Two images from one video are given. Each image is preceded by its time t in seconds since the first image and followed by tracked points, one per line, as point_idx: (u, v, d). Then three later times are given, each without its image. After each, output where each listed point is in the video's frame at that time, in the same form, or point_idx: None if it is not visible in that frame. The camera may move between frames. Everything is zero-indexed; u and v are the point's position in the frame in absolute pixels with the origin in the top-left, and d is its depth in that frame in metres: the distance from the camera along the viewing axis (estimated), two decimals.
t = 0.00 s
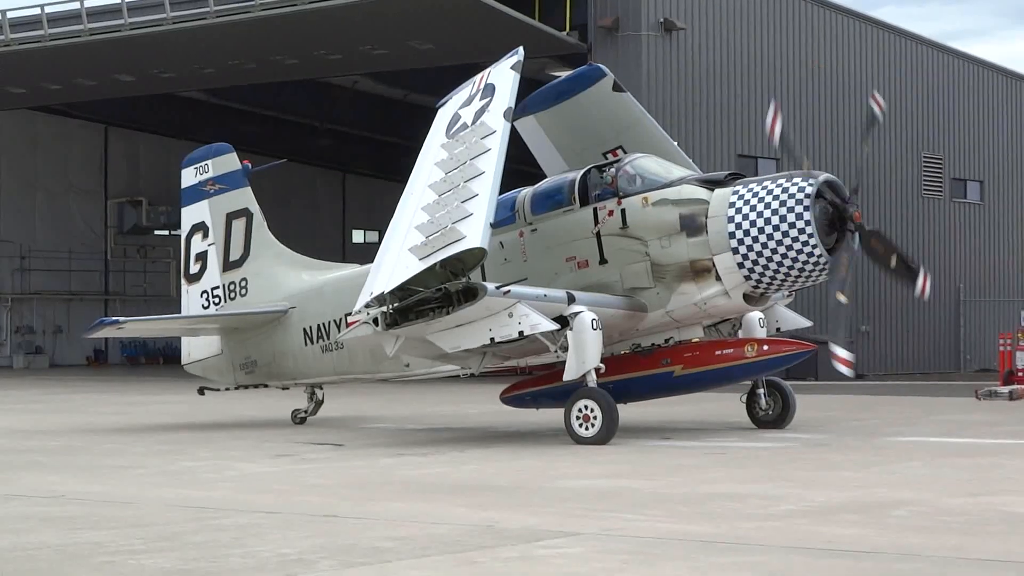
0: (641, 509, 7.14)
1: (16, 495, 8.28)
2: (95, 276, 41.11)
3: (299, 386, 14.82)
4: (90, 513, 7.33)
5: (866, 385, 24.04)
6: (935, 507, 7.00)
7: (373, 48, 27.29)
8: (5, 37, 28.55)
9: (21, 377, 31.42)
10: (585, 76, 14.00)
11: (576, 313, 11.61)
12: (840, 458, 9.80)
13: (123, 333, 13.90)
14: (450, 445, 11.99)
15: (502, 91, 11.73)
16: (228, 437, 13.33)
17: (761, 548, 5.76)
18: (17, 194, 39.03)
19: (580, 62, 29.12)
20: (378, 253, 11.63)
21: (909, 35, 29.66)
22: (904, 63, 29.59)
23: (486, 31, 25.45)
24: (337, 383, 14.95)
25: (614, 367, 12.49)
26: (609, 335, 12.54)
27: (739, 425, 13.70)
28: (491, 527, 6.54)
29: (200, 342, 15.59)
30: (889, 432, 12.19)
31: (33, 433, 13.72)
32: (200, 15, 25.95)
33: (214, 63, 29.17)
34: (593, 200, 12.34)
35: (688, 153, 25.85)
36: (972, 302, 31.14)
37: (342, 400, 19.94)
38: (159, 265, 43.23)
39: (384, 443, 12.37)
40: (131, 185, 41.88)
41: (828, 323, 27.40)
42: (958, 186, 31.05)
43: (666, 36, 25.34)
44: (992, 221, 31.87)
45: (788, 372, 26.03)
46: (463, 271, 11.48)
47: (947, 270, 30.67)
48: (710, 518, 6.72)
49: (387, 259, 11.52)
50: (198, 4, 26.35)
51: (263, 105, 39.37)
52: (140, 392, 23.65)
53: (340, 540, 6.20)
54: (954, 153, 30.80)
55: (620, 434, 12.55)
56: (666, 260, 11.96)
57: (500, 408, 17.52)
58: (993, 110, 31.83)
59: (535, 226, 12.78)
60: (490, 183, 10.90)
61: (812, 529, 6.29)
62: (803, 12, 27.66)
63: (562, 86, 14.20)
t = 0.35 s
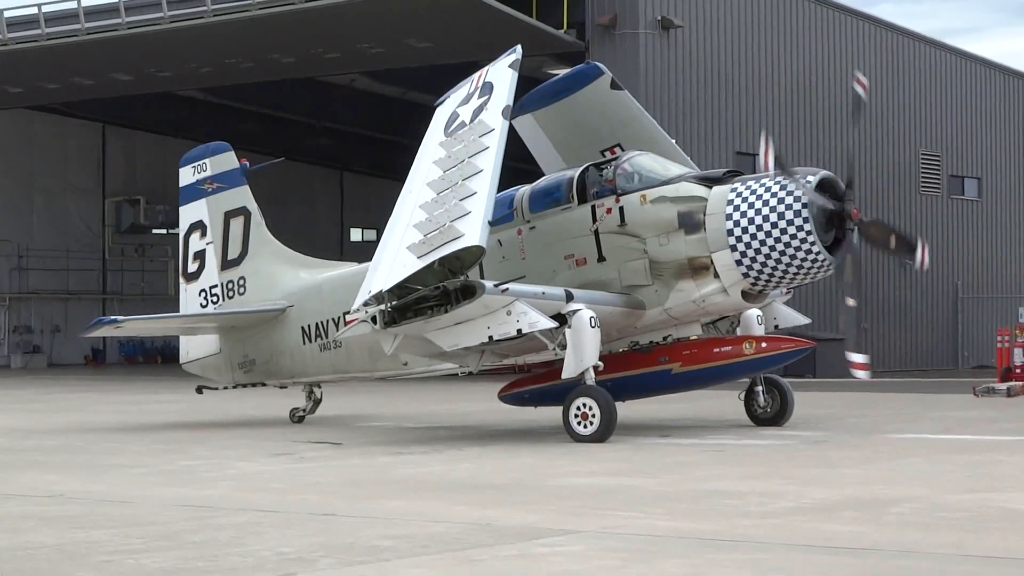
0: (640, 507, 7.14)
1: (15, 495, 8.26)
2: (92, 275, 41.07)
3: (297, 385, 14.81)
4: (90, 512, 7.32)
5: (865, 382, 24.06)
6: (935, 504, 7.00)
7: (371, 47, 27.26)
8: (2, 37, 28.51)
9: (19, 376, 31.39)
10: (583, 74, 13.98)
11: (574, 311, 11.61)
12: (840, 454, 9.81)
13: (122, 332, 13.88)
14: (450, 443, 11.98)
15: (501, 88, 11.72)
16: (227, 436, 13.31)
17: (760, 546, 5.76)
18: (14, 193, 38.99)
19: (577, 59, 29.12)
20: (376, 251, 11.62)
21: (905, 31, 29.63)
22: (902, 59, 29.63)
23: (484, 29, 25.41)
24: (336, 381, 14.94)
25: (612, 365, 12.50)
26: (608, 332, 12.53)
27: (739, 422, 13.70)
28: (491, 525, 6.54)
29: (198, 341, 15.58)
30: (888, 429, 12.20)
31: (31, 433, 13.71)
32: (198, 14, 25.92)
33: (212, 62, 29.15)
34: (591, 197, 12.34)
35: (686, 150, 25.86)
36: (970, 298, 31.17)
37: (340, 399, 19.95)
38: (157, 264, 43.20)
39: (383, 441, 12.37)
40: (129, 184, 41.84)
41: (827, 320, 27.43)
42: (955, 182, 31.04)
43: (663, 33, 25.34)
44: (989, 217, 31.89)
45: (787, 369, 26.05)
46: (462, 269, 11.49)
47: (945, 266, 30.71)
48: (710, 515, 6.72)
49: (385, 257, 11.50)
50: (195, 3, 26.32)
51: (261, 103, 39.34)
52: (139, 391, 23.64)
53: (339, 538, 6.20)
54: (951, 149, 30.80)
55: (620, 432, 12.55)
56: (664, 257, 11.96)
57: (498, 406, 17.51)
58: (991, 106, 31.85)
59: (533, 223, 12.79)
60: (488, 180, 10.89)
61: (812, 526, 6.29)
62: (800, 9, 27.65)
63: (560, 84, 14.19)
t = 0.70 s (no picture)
0: (638, 507, 7.16)
1: (14, 496, 8.26)
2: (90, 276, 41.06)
3: (295, 385, 14.80)
4: (88, 513, 7.32)
5: (863, 382, 24.05)
6: (934, 505, 7.01)
7: (369, 47, 27.26)
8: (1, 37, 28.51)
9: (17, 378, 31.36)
10: (581, 74, 14.00)
11: (572, 312, 11.61)
12: (838, 455, 9.82)
13: (120, 333, 13.87)
14: (448, 443, 11.98)
15: (498, 90, 11.73)
16: (225, 437, 13.29)
17: (759, 546, 5.77)
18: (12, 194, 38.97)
19: (575, 60, 29.14)
20: (374, 252, 11.61)
21: (902, 31, 29.61)
22: (899, 60, 29.64)
23: (482, 30, 25.38)
24: (334, 382, 14.93)
25: (610, 366, 12.51)
26: (606, 334, 12.53)
27: (738, 422, 13.71)
28: (489, 526, 6.54)
29: (197, 342, 15.57)
30: (886, 430, 12.21)
31: (30, 433, 13.72)
32: (195, 15, 25.92)
33: (210, 63, 29.15)
34: (589, 198, 12.35)
35: (684, 149, 25.88)
36: (968, 299, 31.18)
37: (338, 399, 19.97)
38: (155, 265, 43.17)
39: (381, 442, 12.37)
40: (127, 185, 41.82)
41: (824, 321, 27.45)
42: (953, 183, 31.05)
43: (661, 34, 25.35)
44: (986, 218, 31.89)
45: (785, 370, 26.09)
46: (460, 269, 11.49)
47: (944, 267, 30.74)
48: (708, 516, 6.73)
49: (383, 258, 11.50)
50: (193, 4, 26.35)
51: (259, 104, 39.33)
52: (137, 392, 23.63)
53: (337, 540, 6.20)
54: (948, 150, 30.79)
55: (618, 433, 12.55)
56: (662, 258, 11.96)
57: (497, 407, 17.51)
58: (988, 106, 31.86)
59: (531, 224, 12.79)
60: (486, 181, 10.89)
61: (810, 526, 6.30)
62: (798, 11, 27.66)
63: (558, 84, 14.20)
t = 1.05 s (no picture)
0: (637, 511, 7.14)
1: (13, 499, 8.26)
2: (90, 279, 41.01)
3: (295, 389, 14.80)
4: (88, 517, 7.31)
5: (864, 385, 24.05)
6: (935, 508, 7.00)
7: (369, 50, 27.27)
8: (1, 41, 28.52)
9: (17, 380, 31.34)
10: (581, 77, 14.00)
11: (572, 315, 11.60)
12: (838, 458, 9.82)
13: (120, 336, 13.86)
14: (448, 447, 11.98)
15: (498, 93, 11.73)
16: (224, 440, 13.29)
17: (759, 550, 5.76)
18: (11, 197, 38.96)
19: (575, 63, 29.16)
20: (373, 255, 11.60)
21: (901, 33, 29.60)
22: (898, 62, 29.63)
23: (481, 32, 25.39)
24: (334, 385, 14.92)
25: (610, 370, 12.50)
26: (606, 337, 12.53)
27: (737, 426, 13.70)
28: (489, 530, 6.53)
29: (196, 345, 15.57)
30: (886, 433, 12.21)
31: (29, 436, 13.72)
32: (195, 19, 25.93)
33: (210, 66, 29.15)
34: (589, 201, 12.35)
35: (684, 153, 25.89)
36: (967, 302, 31.18)
37: (338, 402, 19.96)
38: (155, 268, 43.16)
39: (380, 445, 12.37)
40: (126, 188, 41.82)
41: (824, 324, 27.48)
42: (953, 186, 31.05)
43: (660, 37, 25.38)
44: (986, 220, 31.89)
45: (784, 373, 26.13)
46: (459, 273, 11.48)
47: (944, 270, 30.75)
48: (708, 519, 6.72)
49: (382, 260, 11.49)
50: (193, 8, 26.35)
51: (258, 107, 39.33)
52: (136, 395, 23.62)
53: (337, 543, 6.18)
54: (948, 153, 30.79)
55: (618, 436, 12.55)
56: (662, 261, 11.95)
57: (496, 410, 17.50)
58: (988, 109, 31.86)
59: (531, 227, 12.78)
60: (486, 185, 10.89)
61: (810, 530, 6.29)
62: (797, 13, 27.65)
63: (558, 87, 14.20)
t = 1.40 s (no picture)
0: (637, 514, 7.14)
1: (14, 505, 8.26)
2: (91, 285, 41.07)
3: (296, 393, 14.81)
4: (89, 522, 7.32)
5: (865, 388, 24.05)
6: (935, 510, 7.00)
7: (368, 55, 27.28)
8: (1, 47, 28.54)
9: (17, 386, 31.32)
10: (581, 81, 14.01)
11: (574, 319, 11.61)
12: (838, 461, 9.83)
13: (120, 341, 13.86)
14: (449, 451, 11.98)
15: (498, 97, 11.76)
16: (226, 445, 13.29)
17: (759, 552, 5.76)
18: (12, 203, 38.99)
19: (575, 67, 29.19)
20: (374, 260, 11.60)
21: (901, 36, 29.62)
22: (898, 65, 29.65)
23: (480, 36, 25.38)
24: (335, 389, 14.93)
25: (611, 373, 12.52)
26: (607, 340, 12.53)
27: (739, 428, 13.70)
28: (490, 533, 6.53)
29: (197, 350, 15.57)
30: (887, 435, 12.22)
31: (31, 442, 13.73)
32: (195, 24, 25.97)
33: (209, 71, 29.17)
34: (589, 205, 12.36)
35: (684, 156, 25.90)
36: (968, 303, 31.16)
37: (339, 407, 19.97)
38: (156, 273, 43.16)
39: (382, 449, 12.37)
40: (127, 193, 41.86)
41: (824, 326, 27.48)
42: (953, 188, 31.05)
43: (660, 40, 25.40)
44: (986, 223, 31.87)
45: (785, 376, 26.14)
46: (460, 276, 11.49)
47: (945, 273, 30.76)
48: (708, 523, 6.73)
49: (383, 265, 11.49)
50: (193, 13, 26.38)
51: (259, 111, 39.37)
52: (137, 400, 23.62)
53: (337, 547, 6.19)
54: (948, 155, 30.79)
55: (619, 439, 12.55)
56: (663, 264, 11.96)
57: (497, 414, 17.49)
58: (988, 112, 31.85)
59: (531, 231, 12.79)
60: (486, 189, 10.90)
61: (811, 533, 6.29)
62: (796, 16, 27.66)
63: (558, 91, 14.22)
